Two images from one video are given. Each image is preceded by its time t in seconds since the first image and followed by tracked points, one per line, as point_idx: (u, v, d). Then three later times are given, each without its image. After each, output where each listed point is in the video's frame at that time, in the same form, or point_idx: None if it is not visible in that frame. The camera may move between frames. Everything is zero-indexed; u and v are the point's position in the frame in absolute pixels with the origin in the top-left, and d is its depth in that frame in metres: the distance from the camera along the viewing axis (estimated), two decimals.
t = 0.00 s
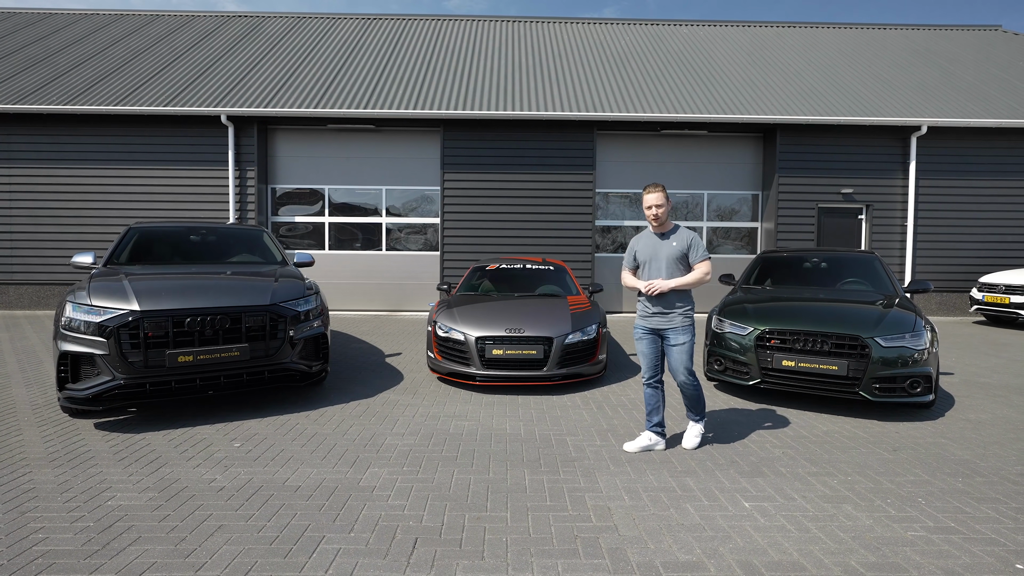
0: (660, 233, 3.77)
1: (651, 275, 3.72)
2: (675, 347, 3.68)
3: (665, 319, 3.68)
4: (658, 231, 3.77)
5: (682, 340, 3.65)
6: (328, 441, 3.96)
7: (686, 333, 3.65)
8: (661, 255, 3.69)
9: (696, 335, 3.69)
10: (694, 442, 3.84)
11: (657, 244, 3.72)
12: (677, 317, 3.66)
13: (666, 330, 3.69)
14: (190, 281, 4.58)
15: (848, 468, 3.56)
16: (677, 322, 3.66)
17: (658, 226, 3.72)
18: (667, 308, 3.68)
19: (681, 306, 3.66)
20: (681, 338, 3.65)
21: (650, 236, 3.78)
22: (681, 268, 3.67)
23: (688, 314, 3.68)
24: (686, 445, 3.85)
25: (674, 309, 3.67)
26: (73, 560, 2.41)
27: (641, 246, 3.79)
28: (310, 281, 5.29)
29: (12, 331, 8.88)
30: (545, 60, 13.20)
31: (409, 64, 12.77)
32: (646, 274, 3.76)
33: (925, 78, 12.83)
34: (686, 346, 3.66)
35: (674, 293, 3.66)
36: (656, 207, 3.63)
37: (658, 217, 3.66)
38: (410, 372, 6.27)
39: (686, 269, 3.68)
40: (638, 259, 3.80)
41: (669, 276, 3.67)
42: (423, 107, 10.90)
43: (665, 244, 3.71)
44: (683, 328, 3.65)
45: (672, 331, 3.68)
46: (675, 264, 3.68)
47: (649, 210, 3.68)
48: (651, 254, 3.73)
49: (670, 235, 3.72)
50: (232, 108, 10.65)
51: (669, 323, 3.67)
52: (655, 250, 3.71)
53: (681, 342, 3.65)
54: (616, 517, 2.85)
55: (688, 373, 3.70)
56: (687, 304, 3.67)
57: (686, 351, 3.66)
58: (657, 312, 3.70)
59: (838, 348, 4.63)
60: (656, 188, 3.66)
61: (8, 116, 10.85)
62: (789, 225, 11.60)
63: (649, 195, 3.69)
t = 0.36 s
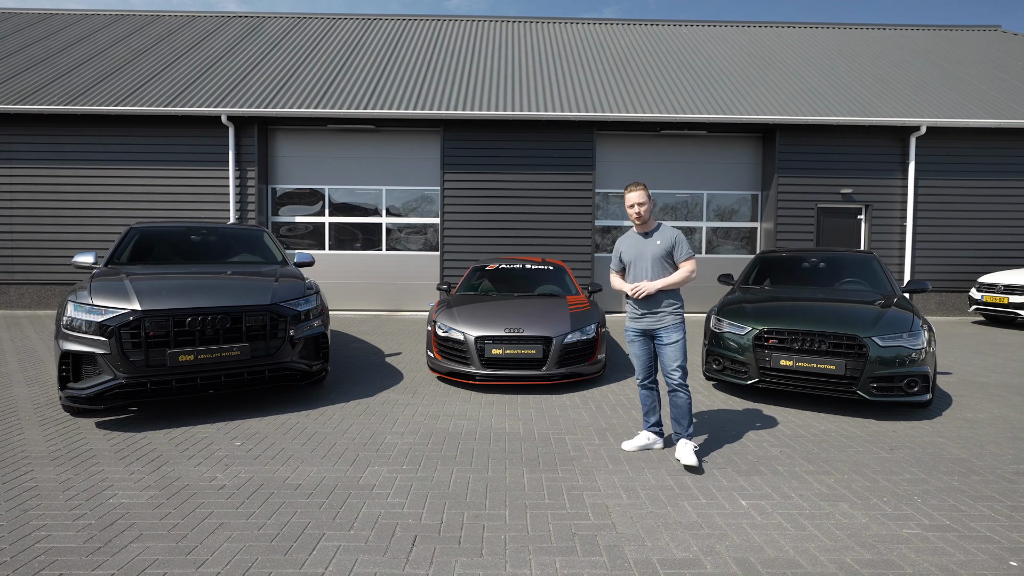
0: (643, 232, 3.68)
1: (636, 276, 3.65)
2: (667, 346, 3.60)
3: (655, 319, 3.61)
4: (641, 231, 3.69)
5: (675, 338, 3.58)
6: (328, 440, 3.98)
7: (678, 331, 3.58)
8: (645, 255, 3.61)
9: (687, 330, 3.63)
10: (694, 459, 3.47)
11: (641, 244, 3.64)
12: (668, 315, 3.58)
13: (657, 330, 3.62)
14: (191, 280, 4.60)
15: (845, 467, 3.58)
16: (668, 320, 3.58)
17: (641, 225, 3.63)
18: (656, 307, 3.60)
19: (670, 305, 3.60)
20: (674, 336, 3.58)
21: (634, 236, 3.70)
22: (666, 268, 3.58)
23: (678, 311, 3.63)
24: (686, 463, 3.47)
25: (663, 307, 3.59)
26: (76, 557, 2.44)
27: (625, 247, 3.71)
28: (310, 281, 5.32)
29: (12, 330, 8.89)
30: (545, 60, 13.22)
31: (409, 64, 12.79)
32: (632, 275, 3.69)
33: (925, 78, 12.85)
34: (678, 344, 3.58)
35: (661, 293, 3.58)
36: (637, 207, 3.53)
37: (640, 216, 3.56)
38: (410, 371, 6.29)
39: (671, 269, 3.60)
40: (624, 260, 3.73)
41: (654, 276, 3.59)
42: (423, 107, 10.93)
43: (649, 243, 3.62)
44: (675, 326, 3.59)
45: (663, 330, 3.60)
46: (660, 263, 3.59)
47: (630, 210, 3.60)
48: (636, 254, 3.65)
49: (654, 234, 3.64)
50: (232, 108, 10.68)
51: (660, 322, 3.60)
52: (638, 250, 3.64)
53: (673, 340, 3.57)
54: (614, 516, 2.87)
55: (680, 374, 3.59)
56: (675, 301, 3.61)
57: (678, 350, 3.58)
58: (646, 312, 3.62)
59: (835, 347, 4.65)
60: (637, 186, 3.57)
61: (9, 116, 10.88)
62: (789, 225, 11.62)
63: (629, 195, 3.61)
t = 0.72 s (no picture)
0: (639, 234, 3.64)
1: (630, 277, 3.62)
2: (648, 350, 3.54)
3: (640, 322, 3.56)
4: (637, 232, 3.65)
5: (657, 342, 3.50)
6: (328, 438, 4.01)
7: (660, 336, 3.49)
8: (638, 256, 3.57)
9: (674, 336, 3.51)
10: (647, 468, 3.35)
11: (635, 245, 3.61)
12: (653, 318, 3.51)
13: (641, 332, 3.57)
14: (192, 280, 4.63)
15: (842, 465, 3.61)
16: (652, 324, 3.52)
17: (636, 225, 3.60)
18: (643, 310, 3.54)
19: (659, 308, 3.50)
20: (656, 341, 3.50)
21: (629, 237, 3.67)
22: (659, 270, 3.53)
23: (667, 316, 3.52)
24: (639, 470, 3.37)
25: (649, 311, 3.52)
26: (80, 553, 2.47)
27: (621, 248, 3.68)
28: (311, 281, 5.34)
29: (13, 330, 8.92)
30: (545, 60, 13.26)
31: (408, 65, 12.82)
32: (626, 276, 3.66)
33: (924, 79, 12.88)
34: (659, 349, 3.49)
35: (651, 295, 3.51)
36: (631, 207, 3.52)
37: (634, 216, 3.54)
38: (410, 371, 6.32)
39: (665, 271, 3.53)
40: (619, 261, 3.71)
41: (645, 277, 3.54)
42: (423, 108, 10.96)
43: (643, 245, 3.58)
44: (658, 330, 3.50)
45: (647, 334, 3.54)
46: (653, 265, 3.54)
47: (625, 210, 3.58)
48: (630, 255, 3.62)
49: (649, 235, 3.59)
50: (232, 108, 10.72)
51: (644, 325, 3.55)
52: (632, 251, 3.60)
53: (653, 345, 3.49)
54: (612, 513, 2.90)
55: (656, 380, 3.49)
56: (664, 305, 3.51)
57: (658, 355, 3.49)
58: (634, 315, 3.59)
59: (833, 347, 4.68)
60: (633, 186, 3.54)
61: (9, 116, 10.90)
62: (788, 225, 11.66)
63: (625, 194, 3.59)
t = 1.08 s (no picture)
0: (646, 232, 3.61)
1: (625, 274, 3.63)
2: (634, 353, 3.55)
3: (627, 324, 3.57)
4: (645, 229, 3.62)
5: (642, 347, 3.50)
6: (329, 437, 4.04)
7: (645, 341, 3.48)
8: (636, 255, 3.56)
9: (661, 341, 3.49)
10: (640, 470, 3.37)
11: (637, 243, 3.60)
12: (639, 322, 3.51)
13: (626, 334, 3.58)
14: (193, 280, 4.66)
15: (838, 463, 3.64)
16: (638, 328, 3.51)
17: (642, 223, 3.58)
18: (631, 312, 3.55)
19: (646, 312, 3.50)
20: (641, 345, 3.50)
21: (636, 234, 3.66)
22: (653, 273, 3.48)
23: (654, 320, 3.50)
24: (630, 472, 3.40)
25: (636, 314, 3.52)
26: (84, 549, 2.50)
27: (625, 244, 3.69)
28: (311, 281, 5.38)
29: (15, 330, 8.94)
30: (545, 61, 13.30)
31: (408, 66, 12.85)
32: (622, 273, 3.67)
33: (922, 79, 12.92)
34: (644, 354, 3.50)
35: (640, 297, 3.52)
36: (637, 203, 3.49)
37: (639, 214, 3.51)
38: (410, 370, 6.36)
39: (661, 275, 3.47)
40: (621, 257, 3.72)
41: (637, 278, 3.52)
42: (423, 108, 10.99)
43: (644, 245, 3.56)
44: (644, 335, 3.49)
45: (633, 336, 3.54)
46: (648, 267, 3.50)
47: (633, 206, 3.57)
48: (630, 253, 3.62)
49: (653, 236, 3.55)
50: (233, 109, 10.75)
51: (630, 327, 3.55)
52: (632, 249, 3.60)
53: (638, 349, 3.50)
54: (609, 509, 2.94)
55: (642, 385, 3.51)
56: (652, 310, 3.49)
57: (644, 359, 3.50)
58: (622, 316, 3.60)
59: (830, 346, 4.72)
60: (643, 183, 3.51)
61: (10, 117, 10.93)
62: (787, 225, 11.70)
63: (635, 190, 3.56)
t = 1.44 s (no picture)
0: (644, 231, 3.63)
1: (619, 272, 3.64)
2: (630, 353, 3.60)
3: (624, 324, 3.61)
4: (644, 229, 3.63)
5: (639, 347, 3.55)
6: (330, 435, 4.08)
7: (643, 341, 3.54)
8: (634, 254, 3.57)
9: (657, 342, 3.56)
10: (639, 467, 3.40)
11: (635, 242, 3.60)
12: (637, 323, 3.55)
13: (622, 334, 3.61)
14: (195, 280, 4.70)
15: (833, 461, 3.69)
16: (635, 328, 3.56)
17: (642, 222, 3.59)
18: (628, 312, 3.58)
19: (644, 313, 3.55)
20: (639, 345, 3.55)
21: (633, 232, 3.66)
22: (652, 275, 3.52)
23: (650, 322, 3.57)
24: (628, 469, 3.43)
25: (634, 314, 3.56)
26: (89, 543, 2.54)
27: (622, 241, 3.67)
28: (312, 281, 5.42)
29: (17, 330, 8.98)
30: (544, 62, 13.35)
31: (408, 66, 12.88)
32: (617, 270, 3.67)
33: (920, 80, 12.96)
34: (642, 354, 3.55)
35: (638, 296, 3.56)
36: (640, 202, 3.51)
37: (642, 213, 3.53)
38: (410, 369, 6.40)
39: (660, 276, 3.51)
40: (615, 253, 3.71)
41: (637, 277, 3.54)
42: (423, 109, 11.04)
43: (643, 244, 3.57)
44: (641, 335, 3.55)
45: (630, 336, 3.59)
46: (648, 268, 3.53)
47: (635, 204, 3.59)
48: (628, 251, 3.61)
49: (653, 236, 3.58)
50: (234, 110, 10.79)
51: (627, 328, 3.59)
52: (630, 247, 3.60)
53: (636, 349, 3.55)
54: (606, 506, 2.98)
55: (639, 383, 3.55)
56: (649, 311, 3.55)
57: (640, 360, 3.56)
58: (619, 315, 3.63)
59: (825, 345, 4.76)
60: (648, 183, 3.53)
61: (11, 118, 10.97)
62: (785, 225, 11.75)
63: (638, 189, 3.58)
